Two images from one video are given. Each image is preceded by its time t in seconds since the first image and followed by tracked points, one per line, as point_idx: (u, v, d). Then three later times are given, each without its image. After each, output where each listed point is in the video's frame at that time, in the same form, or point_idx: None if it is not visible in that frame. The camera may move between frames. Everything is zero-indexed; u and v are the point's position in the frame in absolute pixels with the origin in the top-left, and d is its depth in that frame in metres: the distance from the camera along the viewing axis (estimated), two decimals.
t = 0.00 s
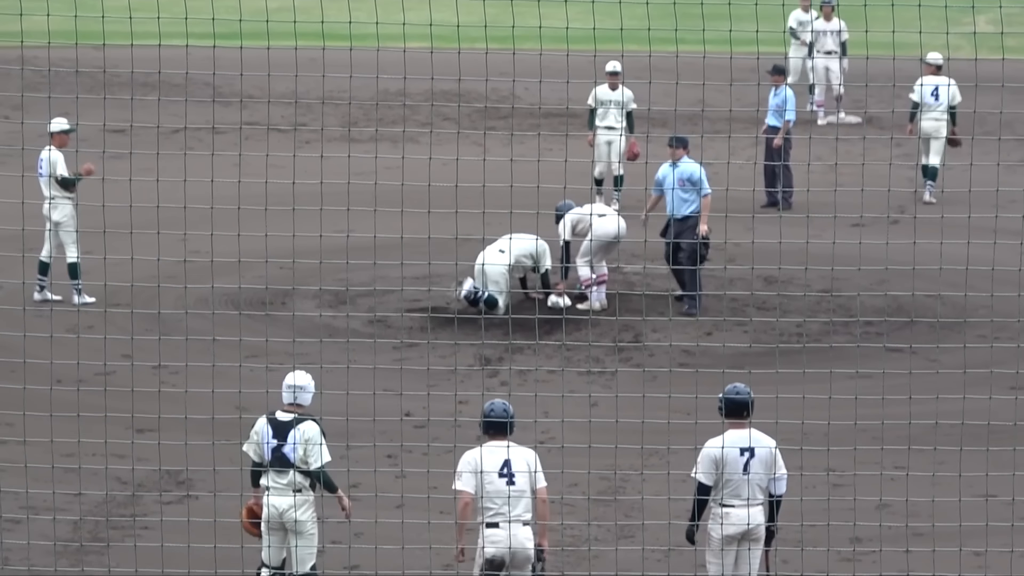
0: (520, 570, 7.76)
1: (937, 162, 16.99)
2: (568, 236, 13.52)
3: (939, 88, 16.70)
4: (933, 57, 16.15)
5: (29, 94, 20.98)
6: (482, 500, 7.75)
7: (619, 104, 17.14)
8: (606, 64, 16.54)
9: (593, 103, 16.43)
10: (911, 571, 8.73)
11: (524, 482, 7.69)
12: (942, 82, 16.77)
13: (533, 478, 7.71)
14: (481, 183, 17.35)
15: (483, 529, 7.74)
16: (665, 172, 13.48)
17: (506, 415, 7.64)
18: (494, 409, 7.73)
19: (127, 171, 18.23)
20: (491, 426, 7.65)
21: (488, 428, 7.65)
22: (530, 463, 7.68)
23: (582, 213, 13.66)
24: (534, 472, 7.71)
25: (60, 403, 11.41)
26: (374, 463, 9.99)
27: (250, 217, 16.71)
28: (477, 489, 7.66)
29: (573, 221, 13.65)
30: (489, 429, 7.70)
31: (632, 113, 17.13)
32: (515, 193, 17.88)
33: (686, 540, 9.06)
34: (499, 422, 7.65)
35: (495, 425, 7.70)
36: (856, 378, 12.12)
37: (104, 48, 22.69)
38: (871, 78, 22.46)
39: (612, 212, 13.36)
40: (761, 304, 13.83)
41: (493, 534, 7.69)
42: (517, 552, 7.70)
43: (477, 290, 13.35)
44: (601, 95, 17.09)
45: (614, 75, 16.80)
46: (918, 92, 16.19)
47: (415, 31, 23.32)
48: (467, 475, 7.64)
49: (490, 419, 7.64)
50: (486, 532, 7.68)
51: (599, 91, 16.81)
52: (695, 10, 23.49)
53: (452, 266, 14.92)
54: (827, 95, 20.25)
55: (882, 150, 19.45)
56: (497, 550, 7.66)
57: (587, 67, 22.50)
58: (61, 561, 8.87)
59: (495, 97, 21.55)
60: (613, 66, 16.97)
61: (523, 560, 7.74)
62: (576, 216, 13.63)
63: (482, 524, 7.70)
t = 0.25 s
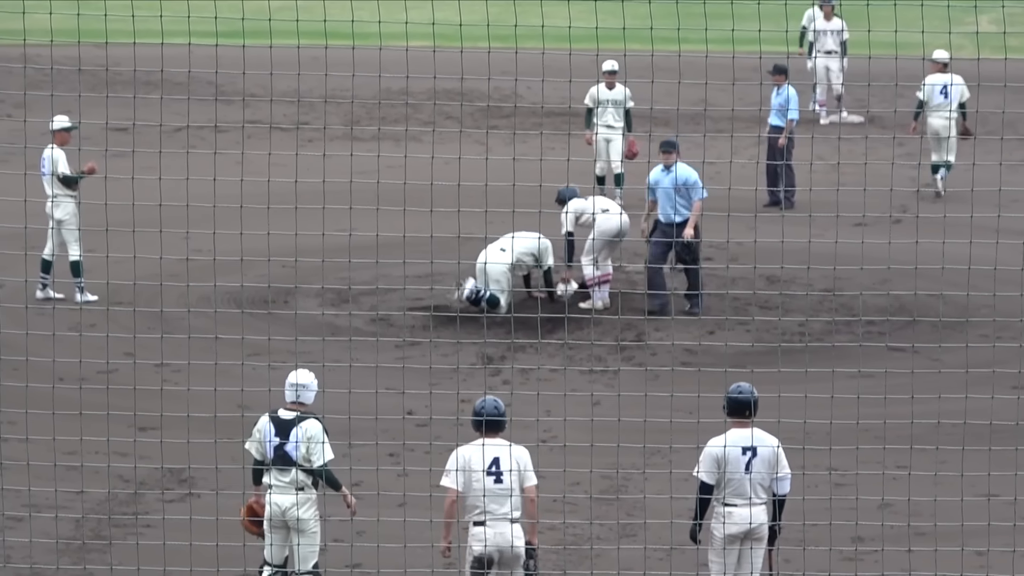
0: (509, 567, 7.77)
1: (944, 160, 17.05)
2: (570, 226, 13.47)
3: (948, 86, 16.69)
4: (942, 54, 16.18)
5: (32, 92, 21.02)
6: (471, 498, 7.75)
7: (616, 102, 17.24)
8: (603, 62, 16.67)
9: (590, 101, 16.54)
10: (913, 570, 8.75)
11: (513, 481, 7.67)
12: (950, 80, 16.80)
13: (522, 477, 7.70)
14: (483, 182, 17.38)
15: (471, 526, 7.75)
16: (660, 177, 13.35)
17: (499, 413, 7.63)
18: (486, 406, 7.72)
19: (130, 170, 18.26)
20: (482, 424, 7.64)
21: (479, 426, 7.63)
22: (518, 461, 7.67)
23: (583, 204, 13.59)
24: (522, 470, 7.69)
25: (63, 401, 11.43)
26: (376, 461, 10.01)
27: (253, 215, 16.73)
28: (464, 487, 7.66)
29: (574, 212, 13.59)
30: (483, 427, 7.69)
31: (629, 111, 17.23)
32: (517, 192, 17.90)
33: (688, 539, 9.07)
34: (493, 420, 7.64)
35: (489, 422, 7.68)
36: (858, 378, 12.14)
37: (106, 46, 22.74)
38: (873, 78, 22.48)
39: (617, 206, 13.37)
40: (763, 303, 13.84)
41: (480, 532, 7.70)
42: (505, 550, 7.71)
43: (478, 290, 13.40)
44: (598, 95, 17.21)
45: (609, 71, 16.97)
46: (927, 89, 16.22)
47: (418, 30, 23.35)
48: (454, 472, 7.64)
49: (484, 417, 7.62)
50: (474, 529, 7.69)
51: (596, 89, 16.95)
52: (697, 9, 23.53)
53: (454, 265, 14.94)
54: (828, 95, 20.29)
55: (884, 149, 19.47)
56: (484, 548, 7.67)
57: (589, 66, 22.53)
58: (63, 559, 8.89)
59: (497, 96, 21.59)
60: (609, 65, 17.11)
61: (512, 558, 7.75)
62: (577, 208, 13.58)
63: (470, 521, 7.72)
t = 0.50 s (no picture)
0: (506, 567, 7.73)
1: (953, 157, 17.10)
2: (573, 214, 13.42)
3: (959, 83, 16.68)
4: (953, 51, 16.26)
5: (35, 90, 21.04)
6: (469, 497, 7.76)
7: (616, 99, 17.15)
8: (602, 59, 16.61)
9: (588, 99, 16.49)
10: (915, 571, 8.75)
11: (510, 480, 7.68)
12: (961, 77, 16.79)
13: (519, 476, 7.71)
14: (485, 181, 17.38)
15: (468, 526, 7.75)
16: (641, 185, 13.07)
17: (499, 412, 7.64)
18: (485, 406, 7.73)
19: (132, 168, 18.28)
20: (481, 423, 7.65)
21: (477, 424, 7.65)
22: (515, 460, 7.68)
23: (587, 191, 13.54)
24: (520, 470, 7.70)
25: (65, 400, 11.45)
26: (378, 460, 10.02)
27: (255, 213, 16.74)
28: (461, 485, 7.68)
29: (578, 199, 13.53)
30: (482, 427, 7.69)
31: (630, 107, 17.13)
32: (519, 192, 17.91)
33: (690, 539, 9.05)
34: (493, 419, 7.64)
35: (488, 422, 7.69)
36: (860, 378, 12.13)
37: (109, 44, 22.76)
38: (876, 77, 22.48)
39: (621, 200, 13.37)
40: (765, 303, 13.84)
41: (477, 530, 7.69)
42: (502, 549, 7.69)
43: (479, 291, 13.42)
44: (598, 91, 17.05)
45: (609, 69, 16.91)
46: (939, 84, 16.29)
47: (420, 29, 23.37)
48: (452, 471, 7.66)
49: (484, 416, 7.62)
50: (471, 528, 7.69)
51: (595, 86, 16.89)
52: (699, 9, 23.53)
53: (457, 264, 14.95)
54: (831, 94, 20.30)
55: (886, 149, 19.47)
56: (481, 546, 7.65)
57: (592, 65, 22.54)
58: (65, 558, 8.90)
59: (500, 95, 21.61)
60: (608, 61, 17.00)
61: (508, 557, 7.72)
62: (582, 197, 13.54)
63: (467, 521, 7.71)
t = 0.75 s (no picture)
0: (507, 567, 7.74)
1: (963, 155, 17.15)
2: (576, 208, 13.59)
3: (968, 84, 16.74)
4: (964, 50, 16.41)
5: (38, 89, 21.07)
6: (471, 497, 7.76)
7: (619, 99, 17.19)
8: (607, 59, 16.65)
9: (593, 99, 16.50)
10: (916, 572, 8.74)
11: (513, 480, 7.68)
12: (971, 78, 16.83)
13: (522, 477, 7.70)
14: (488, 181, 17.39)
15: (471, 526, 7.75)
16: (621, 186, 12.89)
17: (502, 411, 7.64)
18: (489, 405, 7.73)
19: (135, 167, 18.29)
20: (485, 423, 7.64)
21: (481, 424, 7.64)
22: (518, 461, 7.68)
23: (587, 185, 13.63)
24: (523, 470, 7.70)
25: (67, 399, 11.46)
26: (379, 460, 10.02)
27: (258, 213, 16.75)
28: (464, 485, 7.68)
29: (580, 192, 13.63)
30: (485, 426, 7.69)
31: (633, 107, 17.19)
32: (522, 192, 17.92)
33: (691, 540, 9.05)
34: (496, 419, 7.64)
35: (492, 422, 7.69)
36: (862, 379, 12.14)
37: (112, 44, 22.78)
38: (879, 78, 22.48)
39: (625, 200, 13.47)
40: (767, 304, 13.84)
41: (479, 530, 7.69)
42: (504, 548, 7.69)
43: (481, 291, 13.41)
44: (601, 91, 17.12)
45: (612, 68, 16.95)
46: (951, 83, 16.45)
47: (423, 29, 23.40)
48: (455, 471, 7.66)
49: (487, 416, 7.62)
50: (473, 527, 7.69)
51: (599, 86, 16.92)
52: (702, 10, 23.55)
53: (459, 264, 14.96)
54: (833, 96, 20.31)
55: (889, 150, 19.47)
56: (483, 545, 7.66)
57: (594, 65, 22.55)
58: (66, 557, 8.90)
59: (502, 95, 21.63)
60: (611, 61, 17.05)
61: (510, 557, 7.72)
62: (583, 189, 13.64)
63: (469, 520, 7.71)
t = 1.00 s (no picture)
0: (509, 565, 7.75)
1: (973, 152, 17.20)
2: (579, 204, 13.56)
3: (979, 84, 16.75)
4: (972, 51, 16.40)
5: (40, 87, 21.08)
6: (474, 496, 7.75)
7: (623, 99, 17.18)
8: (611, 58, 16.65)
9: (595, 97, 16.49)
10: (917, 573, 8.74)
11: (515, 479, 7.66)
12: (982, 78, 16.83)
13: (525, 476, 7.68)
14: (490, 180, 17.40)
15: (473, 525, 7.74)
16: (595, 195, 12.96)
17: (504, 409, 7.63)
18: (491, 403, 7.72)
19: (137, 165, 18.30)
20: (487, 421, 7.64)
21: (483, 422, 7.63)
22: (520, 459, 7.66)
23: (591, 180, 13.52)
24: (525, 469, 7.68)
25: (68, 397, 11.46)
26: (380, 459, 10.02)
27: (259, 211, 16.75)
28: (466, 483, 7.67)
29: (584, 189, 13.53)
30: (487, 425, 7.69)
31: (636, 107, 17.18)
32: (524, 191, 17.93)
33: (692, 540, 9.05)
34: (498, 417, 7.65)
35: (494, 420, 7.69)
36: (864, 379, 12.13)
37: (114, 42, 22.80)
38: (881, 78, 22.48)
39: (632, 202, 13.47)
40: (769, 304, 13.84)
41: (481, 528, 7.69)
42: (506, 547, 7.69)
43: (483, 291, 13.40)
44: (607, 91, 17.10)
45: (617, 67, 16.96)
46: (959, 80, 16.57)
47: (425, 28, 23.41)
48: (457, 470, 7.66)
49: (488, 414, 7.62)
50: (475, 526, 7.69)
51: (603, 85, 16.91)
52: (704, 9, 23.56)
53: (460, 263, 14.96)
54: (835, 96, 20.32)
55: (891, 151, 19.47)
56: (485, 544, 7.66)
57: (596, 65, 22.57)
58: (67, 555, 8.90)
59: (504, 94, 21.64)
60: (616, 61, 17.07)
61: (512, 555, 7.73)
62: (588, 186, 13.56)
63: (472, 519, 7.71)
